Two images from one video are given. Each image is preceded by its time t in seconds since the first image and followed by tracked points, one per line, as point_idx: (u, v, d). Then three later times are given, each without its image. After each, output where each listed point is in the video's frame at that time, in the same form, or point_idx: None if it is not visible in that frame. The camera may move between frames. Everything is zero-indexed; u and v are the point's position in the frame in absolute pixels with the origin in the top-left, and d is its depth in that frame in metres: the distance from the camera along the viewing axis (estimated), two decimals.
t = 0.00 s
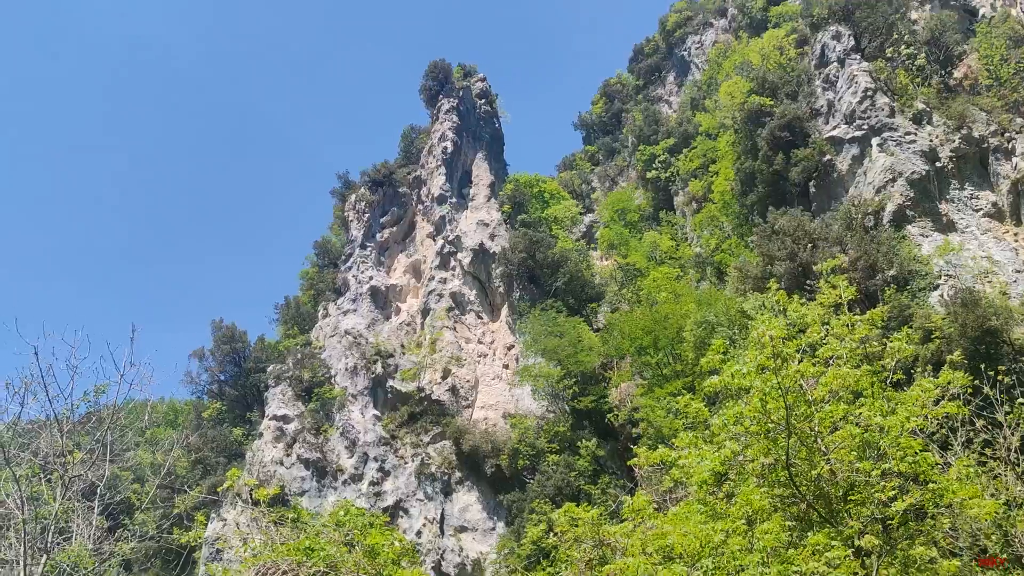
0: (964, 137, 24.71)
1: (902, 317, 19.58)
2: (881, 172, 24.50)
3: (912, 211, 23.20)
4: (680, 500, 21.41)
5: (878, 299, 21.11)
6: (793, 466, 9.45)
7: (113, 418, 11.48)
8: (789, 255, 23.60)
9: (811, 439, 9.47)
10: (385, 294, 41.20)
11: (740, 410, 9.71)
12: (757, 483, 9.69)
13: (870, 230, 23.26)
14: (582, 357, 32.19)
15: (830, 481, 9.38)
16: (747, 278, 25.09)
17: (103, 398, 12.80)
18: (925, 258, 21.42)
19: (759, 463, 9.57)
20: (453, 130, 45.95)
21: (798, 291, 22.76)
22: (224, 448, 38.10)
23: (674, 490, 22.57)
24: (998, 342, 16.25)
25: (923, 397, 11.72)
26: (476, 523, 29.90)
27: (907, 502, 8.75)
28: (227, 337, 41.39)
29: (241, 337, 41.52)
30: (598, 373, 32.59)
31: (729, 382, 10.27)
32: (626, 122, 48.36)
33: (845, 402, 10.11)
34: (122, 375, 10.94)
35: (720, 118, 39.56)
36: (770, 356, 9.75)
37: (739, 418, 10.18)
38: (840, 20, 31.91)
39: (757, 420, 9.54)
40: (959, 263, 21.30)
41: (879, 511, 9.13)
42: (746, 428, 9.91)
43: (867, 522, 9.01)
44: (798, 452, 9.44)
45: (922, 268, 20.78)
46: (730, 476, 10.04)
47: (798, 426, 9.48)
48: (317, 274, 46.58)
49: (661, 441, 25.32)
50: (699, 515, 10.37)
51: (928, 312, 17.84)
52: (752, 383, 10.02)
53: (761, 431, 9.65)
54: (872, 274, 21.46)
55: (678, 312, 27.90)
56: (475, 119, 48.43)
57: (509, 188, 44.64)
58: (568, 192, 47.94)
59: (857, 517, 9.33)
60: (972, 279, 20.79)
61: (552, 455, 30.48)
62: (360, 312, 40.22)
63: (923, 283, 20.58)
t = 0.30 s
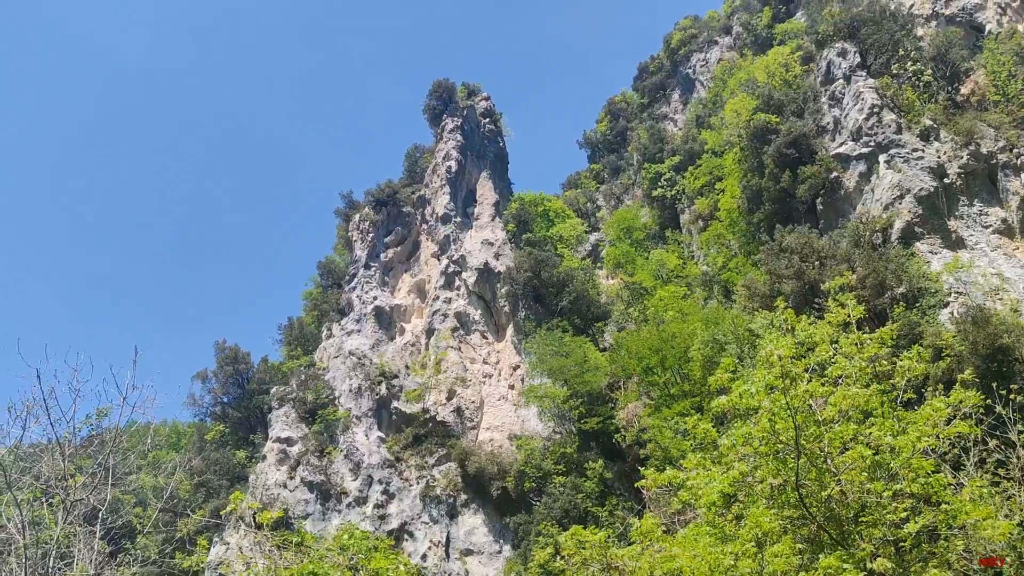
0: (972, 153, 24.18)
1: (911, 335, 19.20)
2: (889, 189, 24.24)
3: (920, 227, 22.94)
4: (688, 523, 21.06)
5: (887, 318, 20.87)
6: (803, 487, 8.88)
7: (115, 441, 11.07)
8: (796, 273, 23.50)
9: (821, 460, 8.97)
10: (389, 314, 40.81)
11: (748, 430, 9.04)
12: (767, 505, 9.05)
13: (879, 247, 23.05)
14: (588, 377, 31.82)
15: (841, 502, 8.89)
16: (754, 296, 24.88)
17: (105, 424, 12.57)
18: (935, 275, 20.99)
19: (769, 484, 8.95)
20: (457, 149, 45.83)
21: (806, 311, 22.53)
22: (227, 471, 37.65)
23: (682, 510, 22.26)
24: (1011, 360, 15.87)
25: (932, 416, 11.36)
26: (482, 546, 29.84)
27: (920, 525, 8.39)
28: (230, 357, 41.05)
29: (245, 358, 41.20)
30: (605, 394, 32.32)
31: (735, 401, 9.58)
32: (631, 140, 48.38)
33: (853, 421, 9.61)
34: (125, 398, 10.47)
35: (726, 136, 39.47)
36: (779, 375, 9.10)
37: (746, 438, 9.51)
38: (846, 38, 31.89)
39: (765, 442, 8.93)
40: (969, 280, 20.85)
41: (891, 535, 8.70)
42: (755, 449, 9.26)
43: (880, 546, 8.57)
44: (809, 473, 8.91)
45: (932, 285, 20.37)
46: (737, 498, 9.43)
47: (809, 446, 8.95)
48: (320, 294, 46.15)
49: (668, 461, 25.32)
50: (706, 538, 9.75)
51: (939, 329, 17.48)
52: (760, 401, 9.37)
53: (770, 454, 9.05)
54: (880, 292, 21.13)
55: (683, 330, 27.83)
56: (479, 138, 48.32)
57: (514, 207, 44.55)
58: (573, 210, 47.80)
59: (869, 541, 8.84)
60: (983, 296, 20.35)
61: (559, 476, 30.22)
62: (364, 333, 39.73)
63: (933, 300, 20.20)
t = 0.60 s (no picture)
0: (1003, 158, 25.51)
1: (939, 352, 19.71)
2: (917, 197, 25.41)
3: (949, 237, 24.08)
4: (706, 554, 19.28)
5: (915, 333, 21.34)
6: (827, 515, 9.73)
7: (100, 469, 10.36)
8: (818, 287, 24.00)
9: (846, 487, 9.84)
10: (387, 333, 38.84)
11: (773, 456, 9.83)
12: (790, 532, 9.90)
13: (905, 258, 24.03)
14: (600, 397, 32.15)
15: (866, 531, 9.81)
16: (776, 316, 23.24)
17: (86, 447, 12.04)
18: (964, 288, 21.32)
19: (792, 511, 9.83)
20: (459, 158, 43.74)
21: (830, 326, 22.82)
22: (215, 500, 35.65)
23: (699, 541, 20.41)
24: None
25: (971, 439, 11.66)
26: None
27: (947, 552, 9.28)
28: (218, 380, 38.75)
29: (234, 381, 38.97)
30: (617, 415, 32.96)
31: (755, 424, 10.33)
32: (641, 147, 46.44)
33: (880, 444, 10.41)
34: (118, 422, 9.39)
35: (742, 143, 37.51)
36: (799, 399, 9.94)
37: (767, 464, 10.22)
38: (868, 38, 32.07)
39: (787, 466, 9.77)
40: (1001, 294, 21.26)
41: (918, 562, 9.58)
42: (777, 475, 9.96)
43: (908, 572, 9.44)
44: (833, 500, 9.80)
45: (962, 301, 20.71)
46: (758, 524, 10.22)
47: (833, 473, 9.85)
48: (315, 312, 44.08)
49: (682, 487, 26.65)
50: (726, 565, 10.50)
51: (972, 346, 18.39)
52: (782, 424, 10.15)
53: (792, 479, 9.91)
54: (907, 307, 21.54)
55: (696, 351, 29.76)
56: (481, 146, 46.30)
57: (518, 219, 42.48)
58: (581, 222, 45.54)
59: (894, 568, 9.72)
60: (1014, 309, 20.58)
61: (568, 504, 29.51)
62: (361, 353, 37.87)
63: (963, 316, 20.42)
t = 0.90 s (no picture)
0: None
1: (974, 367, 20.96)
2: (949, 202, 26.80)
3: (983, 245, 25.40)
4: None
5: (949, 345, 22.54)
6: (854, 542, 10.84)
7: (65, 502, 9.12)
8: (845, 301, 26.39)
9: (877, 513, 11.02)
10: (382, 350, 36.31)
11: (800, 480, 11.15)
12: (815, 561, 10.90)
13: (937, 266, 25.84)
14: (610, 419, 30.05)
15: (899, 559, 10.86)
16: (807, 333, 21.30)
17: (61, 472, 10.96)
18: (1000, 299, 22.70)
19: (819, 537, 10.90)
20: (458, 162, 41.22)
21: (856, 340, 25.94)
22: (198, 531, 33.10)
23: None
24: None
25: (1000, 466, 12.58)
26: None
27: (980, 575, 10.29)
28: (201, 401, 36.17)
29: (218, 402, 36.37)
30: (625, 439, 30.73)
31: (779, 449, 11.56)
32: (653, 150, 44.54)
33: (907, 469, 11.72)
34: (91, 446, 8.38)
35: (760, 145, 35.73)
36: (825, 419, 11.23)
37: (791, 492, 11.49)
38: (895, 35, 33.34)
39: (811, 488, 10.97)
40: None
41: None
42: (801, 501, 11.25)
43: None
44: (864, 526, 10.94)
45: (997, 313, 22.05)
46: (780, 553, 11.19)
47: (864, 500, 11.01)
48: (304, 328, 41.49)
49: (699, 514, 26.41)
50: None
51: (1006, 360, 19.72)
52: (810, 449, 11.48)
53: (815, 501, 11.09)
54: (941, 319, 22.79)
55: (717, 367, 28.99)
56: (482, 150, 43.83)
57: (522, 227, 40.05)
58: (589, 230, 43.35)
59: None
60: None
61: (577, 533, 28.15)
62: (354, 372, 35.48)
63: (999, 328, 21.68)
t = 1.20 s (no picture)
0: None
1: (1016, 382, 18.41)
2: (986, 204, 24.58)
3: None
4: None
5: (989, 359, 20.39)
6: (886, 566, 11.86)
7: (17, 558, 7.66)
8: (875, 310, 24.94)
9: (907, 538, 12.09)
10: (377, 366, 34.03)
11: (829, 507, 12.21)
12: None
13: (976, 273, 23.30)
14: (621, 440, 27.72)
15: None
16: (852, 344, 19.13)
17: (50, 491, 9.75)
18: None
19: (848, 561, 11.98)
20: (457, 163, 38.72)
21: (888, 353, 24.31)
22: (181, 562, 30.30)
23: None
24: None
25: None
26: None
27: None
28: (183, 421, 33.78)
29: (201, 422, 33.93)
30: (638, 461, 28.50)
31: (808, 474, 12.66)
32: (668, 149, 42.20)
33: (944, 488, 12.52)
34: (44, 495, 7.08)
35: (784, 144, 33.38)
36: (854, 442, 12.31)
37: (819, 517, 12.73)
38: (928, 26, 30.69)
39: (840, 512, 11.99)
40: None
41: None
42: (830, 527, 12.39)
43: None
44: (895, 551, 12.01)
45: None
46: None
47: (897, 523, 12.00)
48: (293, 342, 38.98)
49: (721, 541, 24.21)
50: None
51: None
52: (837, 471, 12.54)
53: (845, 528, 12.15)
54: (979, 330, 20.62)
55: (740, 382, 26.85)
56: (484, 150, 41.28)
57: (527, 233, 37.58)
58: (599, 235, 40.56)
59: None
60: None
61: (588, 562, 25.52)
62: (347, 390, 33.07)
63: None
